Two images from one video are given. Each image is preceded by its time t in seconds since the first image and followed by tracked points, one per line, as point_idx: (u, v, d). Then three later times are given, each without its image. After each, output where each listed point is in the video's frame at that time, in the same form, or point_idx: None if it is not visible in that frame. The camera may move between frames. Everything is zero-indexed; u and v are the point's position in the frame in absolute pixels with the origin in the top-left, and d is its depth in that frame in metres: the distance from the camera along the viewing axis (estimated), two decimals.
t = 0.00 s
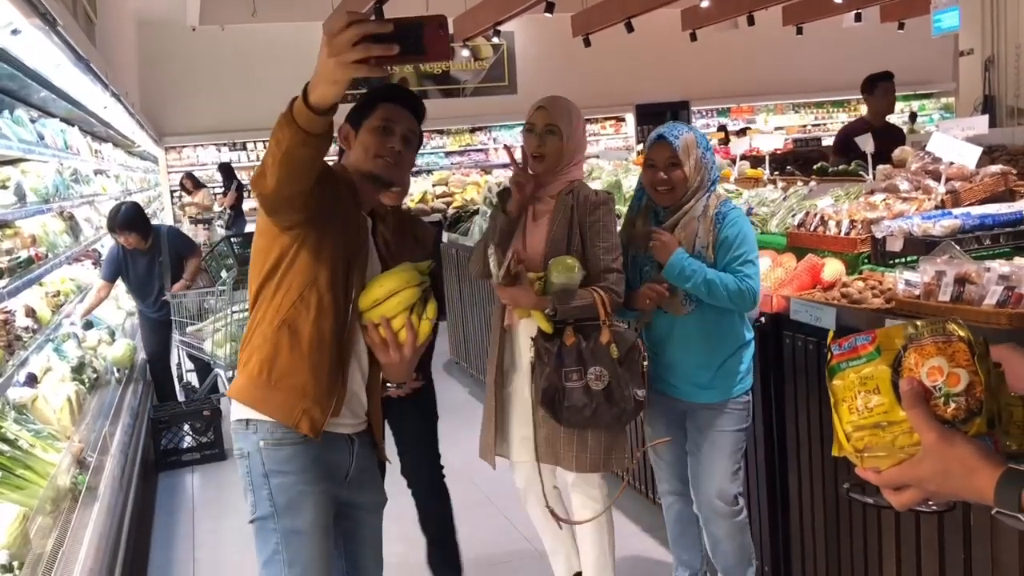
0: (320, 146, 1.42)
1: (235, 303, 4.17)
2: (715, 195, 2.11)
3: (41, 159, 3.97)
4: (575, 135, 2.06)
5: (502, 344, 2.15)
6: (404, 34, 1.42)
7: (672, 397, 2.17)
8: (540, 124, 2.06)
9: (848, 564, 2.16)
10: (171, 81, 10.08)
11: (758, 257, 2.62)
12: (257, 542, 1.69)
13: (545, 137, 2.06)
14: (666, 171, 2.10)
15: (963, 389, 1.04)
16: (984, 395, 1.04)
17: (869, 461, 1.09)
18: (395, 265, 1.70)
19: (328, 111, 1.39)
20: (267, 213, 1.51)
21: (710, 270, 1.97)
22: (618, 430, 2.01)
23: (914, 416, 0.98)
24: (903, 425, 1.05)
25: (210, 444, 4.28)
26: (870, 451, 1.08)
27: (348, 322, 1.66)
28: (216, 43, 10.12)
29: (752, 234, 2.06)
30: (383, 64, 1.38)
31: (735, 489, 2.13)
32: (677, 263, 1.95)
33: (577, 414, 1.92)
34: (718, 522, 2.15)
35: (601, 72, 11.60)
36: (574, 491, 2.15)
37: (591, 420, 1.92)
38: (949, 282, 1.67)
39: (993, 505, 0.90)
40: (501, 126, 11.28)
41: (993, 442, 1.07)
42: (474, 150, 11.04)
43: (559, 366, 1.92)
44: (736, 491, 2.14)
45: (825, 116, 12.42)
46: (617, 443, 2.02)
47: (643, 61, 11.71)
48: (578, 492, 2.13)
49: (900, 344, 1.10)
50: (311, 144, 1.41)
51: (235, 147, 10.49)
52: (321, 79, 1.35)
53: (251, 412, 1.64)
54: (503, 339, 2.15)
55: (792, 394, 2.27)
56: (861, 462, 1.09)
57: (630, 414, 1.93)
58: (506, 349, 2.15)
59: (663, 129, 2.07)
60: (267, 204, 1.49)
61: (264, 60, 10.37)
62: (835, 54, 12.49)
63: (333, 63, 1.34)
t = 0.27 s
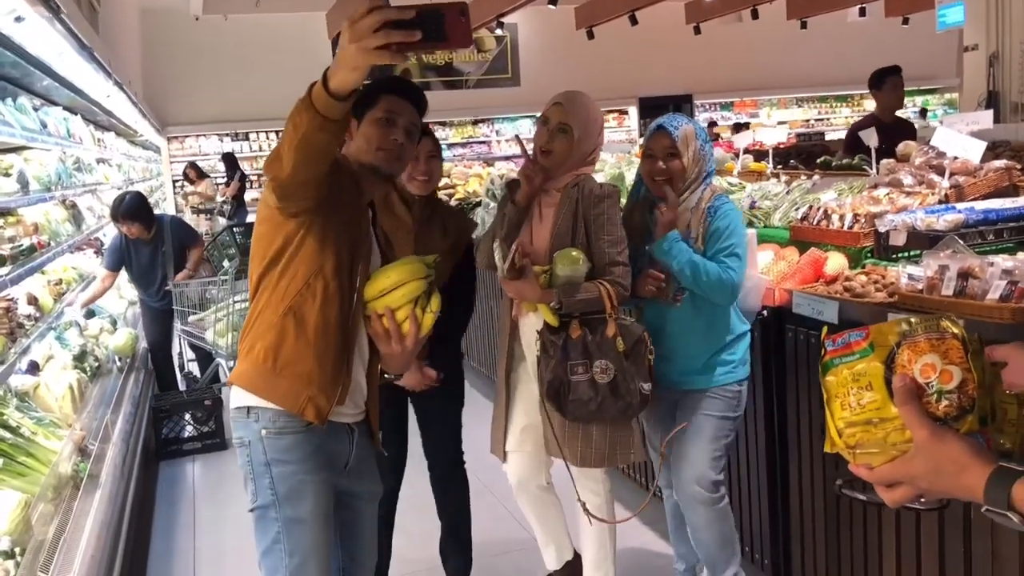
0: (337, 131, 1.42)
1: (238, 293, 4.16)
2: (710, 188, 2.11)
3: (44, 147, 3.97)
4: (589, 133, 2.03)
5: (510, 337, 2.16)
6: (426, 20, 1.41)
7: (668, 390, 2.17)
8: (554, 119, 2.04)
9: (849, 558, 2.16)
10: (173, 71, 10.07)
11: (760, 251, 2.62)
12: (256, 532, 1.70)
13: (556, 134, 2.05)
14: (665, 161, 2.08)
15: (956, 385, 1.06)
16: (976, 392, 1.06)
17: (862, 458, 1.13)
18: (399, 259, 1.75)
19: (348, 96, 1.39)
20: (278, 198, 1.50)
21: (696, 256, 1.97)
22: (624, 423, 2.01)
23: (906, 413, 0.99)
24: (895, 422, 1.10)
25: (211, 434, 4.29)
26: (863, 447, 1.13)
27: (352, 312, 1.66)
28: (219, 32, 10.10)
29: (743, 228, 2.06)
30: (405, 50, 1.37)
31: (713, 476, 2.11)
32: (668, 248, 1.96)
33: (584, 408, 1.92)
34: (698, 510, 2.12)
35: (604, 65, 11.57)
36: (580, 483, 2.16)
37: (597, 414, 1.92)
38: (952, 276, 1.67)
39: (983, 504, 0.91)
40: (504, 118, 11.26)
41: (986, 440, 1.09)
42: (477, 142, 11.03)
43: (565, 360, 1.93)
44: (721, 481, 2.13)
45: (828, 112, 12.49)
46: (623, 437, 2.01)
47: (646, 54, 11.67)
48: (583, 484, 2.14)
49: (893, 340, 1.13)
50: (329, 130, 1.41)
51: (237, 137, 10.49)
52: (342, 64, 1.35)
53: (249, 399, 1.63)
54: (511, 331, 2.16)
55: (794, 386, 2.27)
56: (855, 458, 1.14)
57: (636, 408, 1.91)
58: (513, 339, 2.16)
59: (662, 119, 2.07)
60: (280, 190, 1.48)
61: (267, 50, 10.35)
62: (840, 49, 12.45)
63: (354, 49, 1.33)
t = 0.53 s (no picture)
0: (362, 112, 1.43)
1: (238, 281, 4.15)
2: (700, 176, 2.09)
3: (45, 133, 3.96)
4: (598, 122, 2.04)
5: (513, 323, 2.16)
6: None
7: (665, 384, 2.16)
8: (563, 107, 2.04)
9: (848, 549, 2.16)
10: (175, 57, 10.02)
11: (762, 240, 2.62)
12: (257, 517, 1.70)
13: (564, 123, 2.05)
14: (655, 146, 2.10)
15: (951, 374, 1.09)
16: (970, 382, 1.09)
17: (857, 447, 1.15)
18: (403, 246, 1.81)
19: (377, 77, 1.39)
20: (294, 180, 1.50)
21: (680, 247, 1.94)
22: (629, 414, 2.00)
23: (900, 400, 1.01)
24: (888, 411, 1.11)
25: (211, 421, 4.30)
26: (857, 436, 1.15)
27: (360, 299, 1.69)
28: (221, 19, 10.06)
29: (733, 219, 2.02)
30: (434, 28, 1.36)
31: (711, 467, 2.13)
32: (651, 240, 1.94)
33: (588, 397, 1.92)
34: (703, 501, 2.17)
35: (607, 55, 11.52)
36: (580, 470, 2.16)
37: (603, 403, 1.92)
38: (955, 266, 1.66)
39: (975, 493, 0.91)
40: (506, 108, 11.23)
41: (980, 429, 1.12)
42: (479, 131, 11.00)
43: (571, 349, 1.92)
44: (728, 475, 2.14)
45: (831, 104, 12.40)
46: (626, 426, 2.01)
47: (650, 44, 11.62)
48: (584, 472, 2.14)
49: (889, 329, 1.17)
50: (354, 110, 1.41)
51: (239, 125, 10.48)
52: (370, 44, 1.35)
53: (256, 384, 1.63)
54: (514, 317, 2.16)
55: (795, 375, 2.27)
56: (850, 447, 1.16)
57: (642, 396, 1.93)
58: (516, 325, 2.16)
59: (653, 106, 2.09)
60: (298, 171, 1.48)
61: (269, 37, 10.31)
62: (844, 40, 12.39)
63: (383, 29, 1.32)
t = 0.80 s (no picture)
0: (390, 98, 1.43)
1: (240, 270, 4.15)
2: (698, 166, 2.08)
3: (47, 121, 3.95)
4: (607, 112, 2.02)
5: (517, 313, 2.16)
6: None
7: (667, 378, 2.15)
8: (570, 98, 2.01)
9: (850, 540, 2.17)
10: (176, 46, 9.99)
11: (766, 231, 2.61)
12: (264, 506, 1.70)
13: (570, 114, 2.02)
14: (651, 137, 2.06)
15: (950, 365, 1.10)
16: (969, 373, 1.10)
17: (857, 437, 1.17)
18: (413, 234, 1.81)
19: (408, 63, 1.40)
20: (315, 167, 1.50)
21: (679, 240, 1.93)
22: (633, 404, 2.00)
23: (900, 390, 1.01)
24: (887, 402, 1.12)
25: (213, 410, 4.31)
26: (857, 427, 1.16)
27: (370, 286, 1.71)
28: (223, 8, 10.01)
29: (733, 212, 2.00)
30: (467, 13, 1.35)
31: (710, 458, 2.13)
32: (652, 232, 1.94)
33: (594, 386, 1.93)
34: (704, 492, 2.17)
35: (611, 45, 11.47)
36: (585, 460, 2.16)
37: (608, 393, 1.92)
38: (960, 257, 1.65)
39: (973, 484, 0.91)
40: (509, 98, 11.19)
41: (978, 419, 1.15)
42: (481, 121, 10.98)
43: (577, 339, 1.93)
44: (730, 466, 2.14)
45: (834, 94, 12.33)
46: (631, 417, 2.01)
47: (653, 34, 11.56)
48: (588, 462, 2.14)
49: (890, 321, 1.16)
50: (383, 97, 1.42)
51: (241, 114, 10.46)
52: (403, 30, 1.35)
53: (264, 371, 1.64)
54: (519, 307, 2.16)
55: (798, 366, 2.26)
56: (850, 437, 1.17)
57: (648, 387, 1.92)
58: (522, 315, 2.15)
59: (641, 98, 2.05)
60: (321, 157, 1.49)
61: (271, 26, 10.27)
62: (848, 30, 12.33)
63: (416, 14, 1.33)
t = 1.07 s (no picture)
0: (411, 93, 1.45)
1: (247, 264, 4.16)
2: (705, 163, 2.08)
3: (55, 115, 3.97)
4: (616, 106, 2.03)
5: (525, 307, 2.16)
6: None
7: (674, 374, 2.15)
8: (579, 91, 2.02)
9: (857, 535, 2.17)
10: (182, 40, 10.00)
11: (772, 225, 2.61)
12: (277, 499, 1.71)
13: (580, 107, 2.03)
14: (658, 133, 2.07)
15: (954, 365, 1.10)
16: (974, 373, 1.11)
17: (863, 439, 1.15)
18: (426, 230, 1.85)
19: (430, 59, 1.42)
20: (335, 161, 1.52)
21: (685, 235, 1.93)
22: (643, 399, 2.00)
23: (902, 390, 1.01)
24: (892, 402, 1.11)
25: (221, 403, 4.33)
26: (862, 428, 1.14)
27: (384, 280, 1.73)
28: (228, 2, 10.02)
29: (740, 207, 2.00)
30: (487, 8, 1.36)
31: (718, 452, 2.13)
32: (658, 226, 1.94)
33: (603, 380, 1.93)
34: (710, 487, 2.17)
35: (616, 38, 11.44)
36: (593, 454, 2.17)
37: (617, 387, 1.93)
38: (967, 252, 1.66)
39: (979, 483, 0.91)
40: (514, 92, 11.18)
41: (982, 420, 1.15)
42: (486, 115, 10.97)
43: (586, 333, 1.93)
44: (737, 461, 2.15)
45: (841, 87, 12.41)
46: (640, 411, 2.02)
47: (659, 27, 11.53)
48: (596, 456, 2.15)
49: (894, 320, 1.16)
50: (404, 92, 1.43)
51: (247, 108, 10.47)
52: (425, 26, 1.37)
53: (279, 364, 1.65)
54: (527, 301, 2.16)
55: (805, 361, 2.26)
56: (855, 438, 1.15)
57: (657, 381, 1.93)
58: (529, 309, 2.17)
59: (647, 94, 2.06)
60: (341, 152, 1.50)
61: (276, 20, 10.27)
62: (854, 23, 12.28)
63: (439, 11, 1.34)
